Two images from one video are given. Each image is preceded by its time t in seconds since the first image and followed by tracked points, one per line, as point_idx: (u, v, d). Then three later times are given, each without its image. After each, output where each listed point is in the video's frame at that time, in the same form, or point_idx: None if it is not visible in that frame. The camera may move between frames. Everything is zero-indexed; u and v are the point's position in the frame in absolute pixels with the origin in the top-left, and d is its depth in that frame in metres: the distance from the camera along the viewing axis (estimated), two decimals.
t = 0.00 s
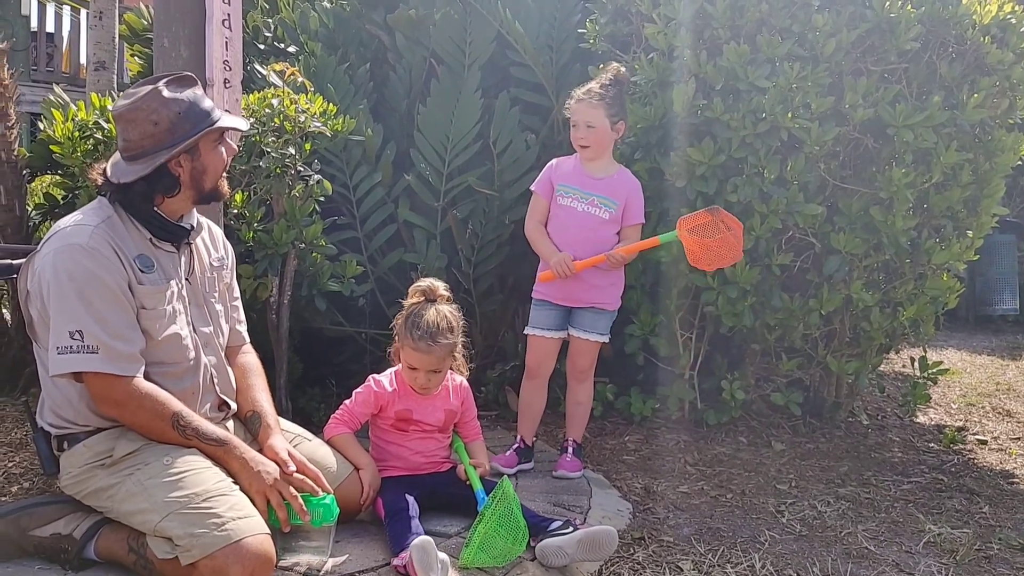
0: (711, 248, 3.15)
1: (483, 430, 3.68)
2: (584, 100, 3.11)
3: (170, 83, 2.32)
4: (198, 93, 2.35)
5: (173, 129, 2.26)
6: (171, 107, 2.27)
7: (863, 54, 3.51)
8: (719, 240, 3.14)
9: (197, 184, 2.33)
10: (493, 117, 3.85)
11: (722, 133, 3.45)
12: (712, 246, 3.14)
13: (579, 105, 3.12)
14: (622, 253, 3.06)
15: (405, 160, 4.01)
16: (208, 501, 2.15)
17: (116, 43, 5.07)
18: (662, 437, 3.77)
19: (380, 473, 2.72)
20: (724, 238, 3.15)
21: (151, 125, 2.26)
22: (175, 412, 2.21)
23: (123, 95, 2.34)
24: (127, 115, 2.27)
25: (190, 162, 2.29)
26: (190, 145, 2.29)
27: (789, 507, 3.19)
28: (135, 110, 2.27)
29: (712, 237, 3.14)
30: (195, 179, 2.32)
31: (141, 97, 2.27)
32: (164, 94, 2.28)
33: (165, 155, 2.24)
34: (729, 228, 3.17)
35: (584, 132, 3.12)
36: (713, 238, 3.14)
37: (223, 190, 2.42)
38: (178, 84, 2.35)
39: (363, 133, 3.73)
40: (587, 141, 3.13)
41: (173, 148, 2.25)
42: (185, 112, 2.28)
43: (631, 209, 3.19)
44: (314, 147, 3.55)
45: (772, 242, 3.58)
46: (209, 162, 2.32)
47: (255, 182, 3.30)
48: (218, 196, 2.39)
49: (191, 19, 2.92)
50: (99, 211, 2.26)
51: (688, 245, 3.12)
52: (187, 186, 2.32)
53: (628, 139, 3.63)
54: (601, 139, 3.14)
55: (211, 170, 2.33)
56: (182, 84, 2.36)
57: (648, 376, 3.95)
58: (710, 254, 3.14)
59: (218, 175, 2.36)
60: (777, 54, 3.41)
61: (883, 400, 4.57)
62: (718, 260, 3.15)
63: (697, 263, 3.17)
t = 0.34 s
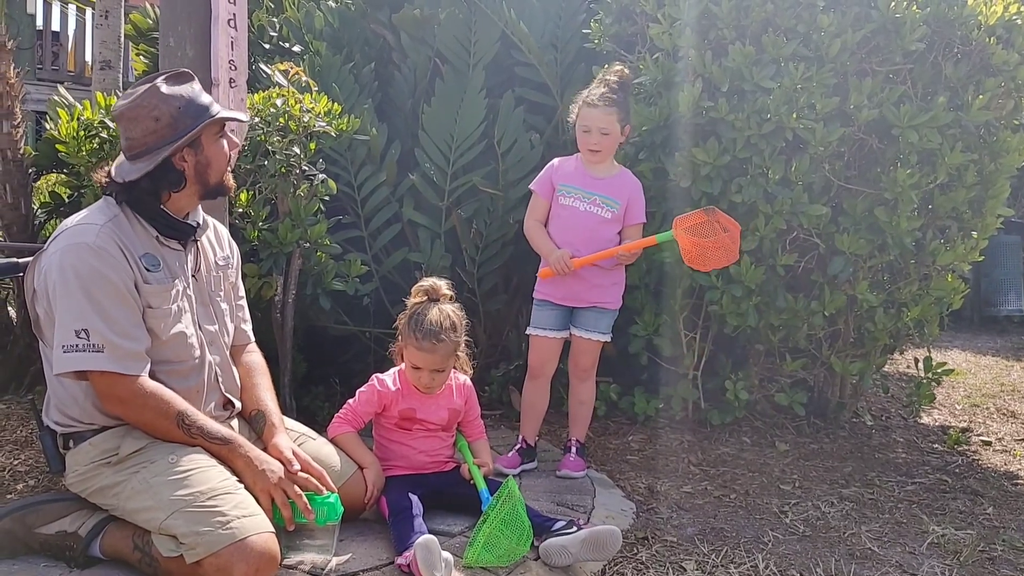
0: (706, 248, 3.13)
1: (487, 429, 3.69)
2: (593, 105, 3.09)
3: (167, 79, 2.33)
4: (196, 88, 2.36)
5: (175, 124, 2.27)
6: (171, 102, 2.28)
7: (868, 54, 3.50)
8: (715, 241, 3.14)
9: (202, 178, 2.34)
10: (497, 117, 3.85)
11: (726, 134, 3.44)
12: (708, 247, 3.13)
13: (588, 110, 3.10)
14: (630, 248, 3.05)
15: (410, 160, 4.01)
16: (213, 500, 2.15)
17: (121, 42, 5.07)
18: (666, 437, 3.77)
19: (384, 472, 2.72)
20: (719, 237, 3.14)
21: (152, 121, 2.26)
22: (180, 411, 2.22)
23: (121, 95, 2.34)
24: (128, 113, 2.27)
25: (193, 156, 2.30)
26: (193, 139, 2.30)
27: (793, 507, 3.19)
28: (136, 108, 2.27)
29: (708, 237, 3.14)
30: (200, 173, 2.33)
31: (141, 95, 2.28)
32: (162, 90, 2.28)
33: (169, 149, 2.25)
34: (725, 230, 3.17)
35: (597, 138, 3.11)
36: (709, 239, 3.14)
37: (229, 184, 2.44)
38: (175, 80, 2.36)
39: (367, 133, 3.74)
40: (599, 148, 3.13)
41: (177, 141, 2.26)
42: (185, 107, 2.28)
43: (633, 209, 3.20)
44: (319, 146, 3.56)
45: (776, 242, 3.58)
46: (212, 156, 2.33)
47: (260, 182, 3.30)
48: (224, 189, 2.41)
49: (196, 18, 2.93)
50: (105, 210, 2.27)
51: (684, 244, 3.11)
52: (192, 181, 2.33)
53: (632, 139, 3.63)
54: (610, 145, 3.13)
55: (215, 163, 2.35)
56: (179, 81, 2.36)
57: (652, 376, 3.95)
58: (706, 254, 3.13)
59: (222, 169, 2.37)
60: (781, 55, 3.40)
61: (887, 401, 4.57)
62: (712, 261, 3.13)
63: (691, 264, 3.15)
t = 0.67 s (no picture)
0: (687, 230, 3.15)
1: (486, 431, 3.69)
2: (593, 108, 3.07)
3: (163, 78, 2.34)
4: (192, 88, 2.36)
5: (165, 120, 2.27)
6: (164, 98, 2.29)
7: (864, 55, 3.51)
8: (695, 221, 3.15)
9: (193, 178, 2.33)
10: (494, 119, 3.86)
11: (723, 135, 3.45)
12: (688, 227, 3.15)
13: (589, 113, 3.08)
14: (623, 233, 3.06)
15: (407, 162, 4.01)
16: (212, 502, 2.15)
17: (118, 46, 5.07)
18: (664, 438, 3.77)
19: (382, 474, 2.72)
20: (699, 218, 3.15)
21: (144, 115, 2.28)
22: (178, 413, 2.22)
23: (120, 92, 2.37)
24: (123, 107, 2.30)
25: (184, 153, 2.31)
26: (183, 135, 2.30)
27: (791, 508, 3.20)
28: (130, 102, 2.29)
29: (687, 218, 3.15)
30: (191, 172, 2.33)
31: (136, 90, 2.30)
32: (156, 86, 2.30)
33: (158, 143, 2.26)
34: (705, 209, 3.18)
35: (596, 141, 3.12)
36: (689, 219, 3.15)
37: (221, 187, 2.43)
38: (171, 80, 2.37)
39: (365, 135, 3.75)
40: (599, 151, 3.14)
41: (165, 135, 2.26)
42: (177, 104, 2.29)
43: (624, 203, 3.22)
44: (317, 148, 3.56)
45: (773, 243, 3.59)
46: (203, 155, 2.33)
47: (257, 185, 3.31)
48: (216, 190, 2.40)
49: (193, 21, 2.93)
50: (102, 213, 2.27)
51: (665, 230, 3.13)
52: (182, 178, 2.33)
53: (629, 140, 3.63)
54: (602, 144, 3.13)
55: (207, 162, 2.34)
56: (176, 81, 2.37)
57: (650, 378, 3.96)
58: (686, 235, 3.15)
59: (213, 169, 2.36)
60: (778, 56, 3.41)
61: (885, 401, 4.58)
62: (695, 241, 3.16)
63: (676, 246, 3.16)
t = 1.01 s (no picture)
0: (670, 219, 3.18)
1: (481, 432, 3.69)
2: (577, 108, 3.08)
3: (160, 80, 2.34)
4: (189, 90, 2.37)
5: (162, 121, 2.27)
6: (161, 100, 2.29)
7: (858, 56, 3.52)
8: (676, 209, 3.18)
9: (187, 180, 2.33)
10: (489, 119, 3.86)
11: (717, 135, 3.45)
12: (670, 216, 3.18)
13: (570, 112, 3.10)
14: (612, 225, 3.07)
15: (402, 163, 4.01)
16: (206, 504, 2.15)
17: (112, 47, 5.06)
18: (659, 438, 3.78)
19: (377, 475, 2.72)
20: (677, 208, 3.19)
21: (141, 117, 2.27)
22: (172, 414, 2.21)
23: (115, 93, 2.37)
24: (118, 108, 2.29)
25: (180, 155, 2.30)
26: (179, 137, 2.29)
27: (786, 508, 3.20)
28: (126, 103, 2.29)
29: (669, 208, 3.18)
30: (186, 174, 2.32)
31: (133, 91, 2.29)
32: (153, 88, 2.30)
33: (155, 144, 2.25)
34: (683, 196, 3.21)
35: (582, 143, 3.12)
36: (671, 208, 3.18)
37: (215, 190, 2.43)
38: (168, 82, 2.36)
39: (359, 136, 3.75)
40: (585, 151, 3.15)
41: (162, 137, 2.26)
42: (173, 106, 2.29)
43: (609, 202, 3.21)
44: (311, 150, 3.56)
45: (768, 244, 3.59)
46: (199, 158, 2.33)
47: (252, 186, 3.30)
48: (210, 195, 2.39)
49: (187, 23, 2.93)
50: (96, 214, 2.26)
51: (648, 221, 3.15)
52: (177, 180, 2.32)
53: (624, 141, 3.64)
54: (587, 143, 3.14)
55: (202, 165, 2.34)
56: (172, 83, 2.37)
57: (645, 378, 3.96)
58: (670, 224, 3.18)
59: (209, 172, 2.36)
60: (772, 56, 3.42)
61: (879, 401, 4.59)
62: (680, 229, 3.19)
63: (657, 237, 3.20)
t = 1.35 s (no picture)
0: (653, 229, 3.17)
1: (477, 433, 3.69)
2: (565, 99, 3.11)
3: (157, 81, 2.34)
4: (186, 91, 2.37)
5: (159, 122, 2.27)
6: (158, 101, 2.28)
7: (853, 56, 3.53)
8: (659, 220, 3.17)
9: (185, 181, 2.33)
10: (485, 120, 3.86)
11: (713, 136, 3.46)
12: (653, 226, 3.16)
13: (558, 105, 3.11)
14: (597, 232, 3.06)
15: (398, 164, 4.01)
16: (202, 505, 2.15)
17: (107, 47, 5.05)
18: (655, 438, 3.78)
19: (373, 476, 2.72)
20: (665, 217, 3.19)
21: (138, 118, 2.27)
22: (168, 416, 2.21)
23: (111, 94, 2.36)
24: (115, 109, 2.28)
25: (177, 156, 2.30)
26: (176, 138, 2.29)
27: (781, 508, 3.21)
28: (122, 104, 2.28)
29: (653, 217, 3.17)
30: (183, 175, 2.32)
31: (129, 92, 2.29)
32: (150, 89, 2.29)
33: (152, 146, 2.25)
34: (669, 206, 3.19)
35: (568, 131, 3.13)
36: (655, 218, 3.17)
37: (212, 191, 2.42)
38: (164, 83, 2.36)
39: (355, 137, 3.74)
40: (570, 142, 3.15)
41: (159, 139, 2.26)
42: (170, 107, 2.28)
43: (599, 201, 3.21)
44: (307, 150, 3.56)
45: (763, 244, 3.60)
46: (196, 159, 2.33)
47: (247, 186, 3.30)
48: (207, 196, 2.39)
49: (182, 23, 2.92)
50: (93, 215, 2.26)
51: (629, 228, 3.15)
52: (175, 182, 2.32)
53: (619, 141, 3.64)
54: (575, 137, 3.15)
55: (199, 166, 2.33)
56: (169, 83, 2.37)
57: (641, 379, 3.97)
58: (653, 234, 3.16)
59: (206, 173, 2.36)
60: (767, 57, 3.43)
61: (875, 401, 4.60)
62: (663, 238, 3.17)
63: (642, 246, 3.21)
